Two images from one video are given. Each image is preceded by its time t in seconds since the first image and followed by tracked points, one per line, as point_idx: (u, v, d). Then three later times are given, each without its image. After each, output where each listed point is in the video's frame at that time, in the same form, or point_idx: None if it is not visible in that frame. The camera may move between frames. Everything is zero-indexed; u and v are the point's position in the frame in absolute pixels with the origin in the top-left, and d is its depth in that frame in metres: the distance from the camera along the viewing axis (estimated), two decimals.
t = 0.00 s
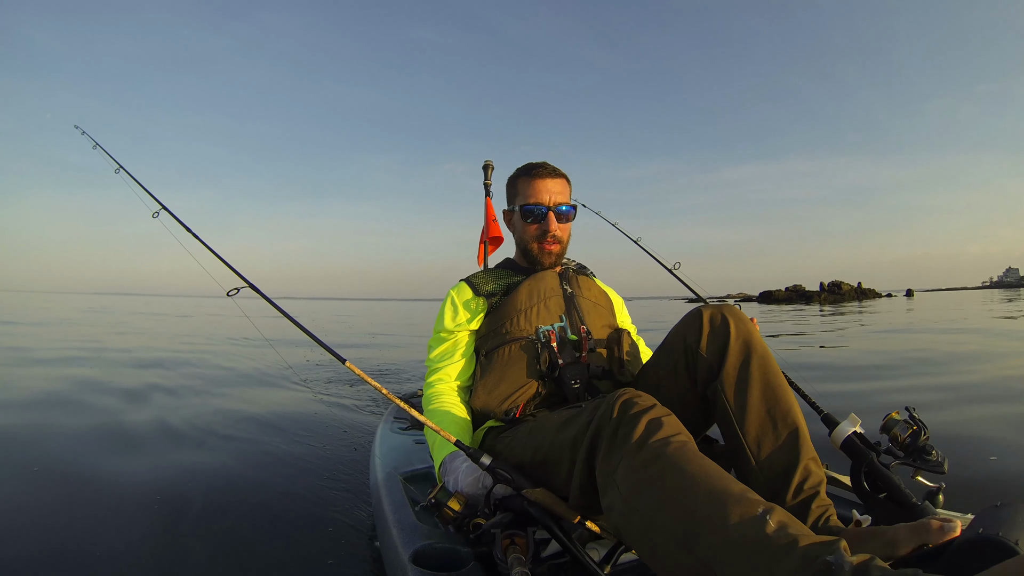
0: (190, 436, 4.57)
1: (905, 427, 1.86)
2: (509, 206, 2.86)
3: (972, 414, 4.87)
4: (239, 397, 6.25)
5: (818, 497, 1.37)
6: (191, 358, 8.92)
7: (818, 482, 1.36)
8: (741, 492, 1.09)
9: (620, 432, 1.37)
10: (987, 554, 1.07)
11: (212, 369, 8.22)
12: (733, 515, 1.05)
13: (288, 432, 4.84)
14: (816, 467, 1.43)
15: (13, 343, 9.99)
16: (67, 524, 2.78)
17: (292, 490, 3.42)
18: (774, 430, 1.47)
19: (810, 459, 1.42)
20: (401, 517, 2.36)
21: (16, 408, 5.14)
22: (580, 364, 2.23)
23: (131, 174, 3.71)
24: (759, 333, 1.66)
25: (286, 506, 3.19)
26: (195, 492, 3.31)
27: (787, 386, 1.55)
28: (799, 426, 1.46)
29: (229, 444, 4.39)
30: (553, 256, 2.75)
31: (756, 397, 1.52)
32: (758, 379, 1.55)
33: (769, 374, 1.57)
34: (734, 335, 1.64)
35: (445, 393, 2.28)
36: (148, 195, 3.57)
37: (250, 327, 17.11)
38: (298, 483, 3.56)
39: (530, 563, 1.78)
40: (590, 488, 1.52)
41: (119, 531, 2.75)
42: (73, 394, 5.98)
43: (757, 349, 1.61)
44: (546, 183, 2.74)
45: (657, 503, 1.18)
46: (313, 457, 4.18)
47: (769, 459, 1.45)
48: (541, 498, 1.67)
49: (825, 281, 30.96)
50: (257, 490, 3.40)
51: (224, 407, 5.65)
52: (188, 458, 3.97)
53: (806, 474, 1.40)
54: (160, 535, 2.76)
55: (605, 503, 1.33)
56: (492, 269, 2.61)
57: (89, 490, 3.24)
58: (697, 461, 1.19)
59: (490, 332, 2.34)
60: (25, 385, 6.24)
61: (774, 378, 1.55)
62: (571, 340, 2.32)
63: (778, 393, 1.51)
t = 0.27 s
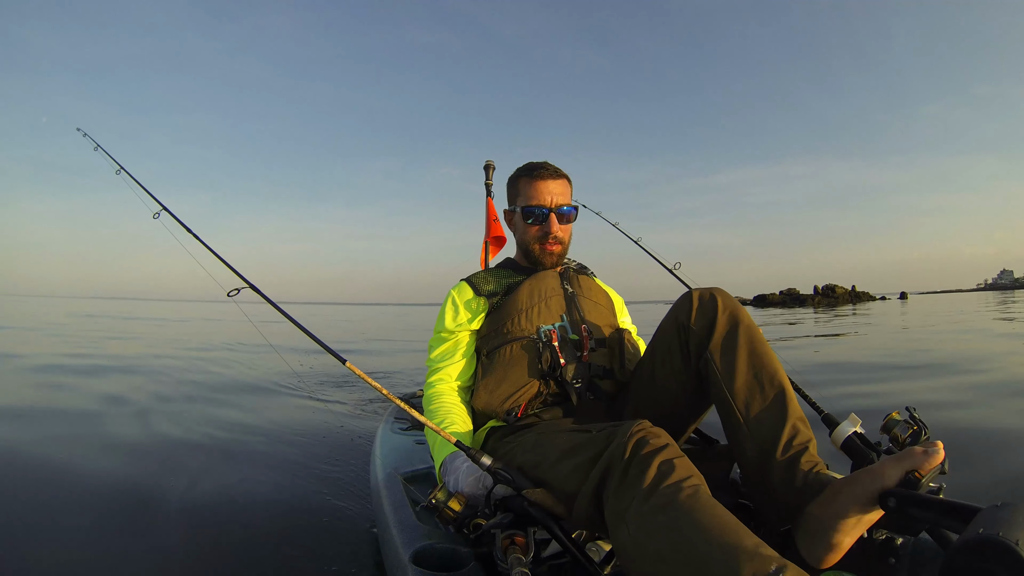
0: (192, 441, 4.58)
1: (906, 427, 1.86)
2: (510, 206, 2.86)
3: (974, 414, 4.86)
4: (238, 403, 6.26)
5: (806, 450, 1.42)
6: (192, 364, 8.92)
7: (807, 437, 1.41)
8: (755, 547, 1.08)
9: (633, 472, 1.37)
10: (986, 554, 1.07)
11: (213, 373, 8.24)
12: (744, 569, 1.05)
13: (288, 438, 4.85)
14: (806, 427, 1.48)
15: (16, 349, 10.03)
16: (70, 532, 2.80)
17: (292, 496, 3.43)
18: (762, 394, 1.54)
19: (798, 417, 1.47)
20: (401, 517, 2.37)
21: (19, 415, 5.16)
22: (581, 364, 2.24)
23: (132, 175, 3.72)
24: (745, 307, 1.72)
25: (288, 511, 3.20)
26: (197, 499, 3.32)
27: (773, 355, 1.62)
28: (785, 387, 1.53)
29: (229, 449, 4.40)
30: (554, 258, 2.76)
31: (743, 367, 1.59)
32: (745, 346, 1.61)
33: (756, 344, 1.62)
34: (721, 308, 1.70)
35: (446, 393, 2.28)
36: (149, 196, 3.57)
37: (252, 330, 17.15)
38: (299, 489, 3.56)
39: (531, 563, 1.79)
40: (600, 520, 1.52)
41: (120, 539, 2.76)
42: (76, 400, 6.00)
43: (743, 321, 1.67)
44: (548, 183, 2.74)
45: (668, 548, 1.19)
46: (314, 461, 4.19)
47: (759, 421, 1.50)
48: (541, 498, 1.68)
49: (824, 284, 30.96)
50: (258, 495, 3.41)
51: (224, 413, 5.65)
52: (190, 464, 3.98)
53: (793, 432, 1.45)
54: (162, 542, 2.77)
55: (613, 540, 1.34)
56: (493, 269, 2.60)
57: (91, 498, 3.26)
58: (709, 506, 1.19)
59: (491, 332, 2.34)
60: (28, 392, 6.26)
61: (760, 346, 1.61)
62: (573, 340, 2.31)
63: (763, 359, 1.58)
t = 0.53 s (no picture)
0: (192, 444, 4.59)
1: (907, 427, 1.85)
2: (512, 205, 2.86)
3: (975, 412, 4.86)
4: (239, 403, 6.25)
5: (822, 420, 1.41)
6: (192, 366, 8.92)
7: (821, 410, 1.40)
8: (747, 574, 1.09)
9: (635, 471, 1.38)
10: (986, 554, 1.07)
11: (214, 374, 8.26)
12: None
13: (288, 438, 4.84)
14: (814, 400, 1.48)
15: (17, 352, 10.06)
16: (70, 536, 2.80)
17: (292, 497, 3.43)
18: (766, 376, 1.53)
19: (807, 392, 1.47)
20: (401, 517, 2.36)
21: (20, 419, 5.18)
22: (580, 364, 2.26)
23: (132, 175, 3.74)
24: (737, 299, 1.72)
25: (288, 513, 3.20)
26: (198, 502, 3.33)
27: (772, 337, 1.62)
28: (790, 365, 1.52)
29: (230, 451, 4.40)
30: (556, 256, 2.76)
31: (745, 352, 1.59)
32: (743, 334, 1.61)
33: (754, 329, 1.62)
34: (714, 302, 1.71)
35: (445, 392, 2.28)
36: (149, 196, 3.59)
37: (253, 332, 17.19)
38: (298, 489, 3.56)
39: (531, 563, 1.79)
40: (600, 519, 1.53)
41: (121, 543, 2.77)
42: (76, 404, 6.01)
43: (738, 312, 1.67)
44: (550, 182, 2.74)
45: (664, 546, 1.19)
46: (314, 462, 4.20)
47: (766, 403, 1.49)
48: (542, 498, 1.67)
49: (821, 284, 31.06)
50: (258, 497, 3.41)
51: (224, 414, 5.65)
52: (191, 466, 3.99)
53: (806, 405, 1.44)
54: (162, 545, 2.77)
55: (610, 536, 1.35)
56: (493, 269, 2.61)
57: (91, 502, 3.26)
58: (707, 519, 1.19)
59: (490, 331, 2.34)
60: (29, 395, 6.28)
61: (758, 331, 1.61)
62: (572, 340, 2.31)
63: (762, 343, 1.58)
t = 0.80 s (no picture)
0: (192, 444, 4.59)
1: (906, 427, 1.86)
2: (512, 205, 2.85)
3: (975, 410, 4.86)
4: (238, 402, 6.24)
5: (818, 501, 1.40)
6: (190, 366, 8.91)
7: (818, 487, 1.38)
8: (731, 489, 1.09)
9: (613, 428, 1.38)
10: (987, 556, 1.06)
11: (213, 374, 8.25)
12: (721, 509, 1.06)
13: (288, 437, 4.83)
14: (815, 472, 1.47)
15: (17, 352, 10.06)
16: (70, 537, 2.80)
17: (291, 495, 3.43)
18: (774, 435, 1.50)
19: (810, 464, 1.45)
20: (401, 517, 2.36)
21: (20, 420, 5.17)
22: (581, 364, 2.21)
23: (128, 173, 3.72)
24: (759, 332, 1.66)
25: (288, 512, 3.20)
26: (198, 501, 3.33)
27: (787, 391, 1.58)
28: (800, 432, 1.49)
29: (229, 451, 4.40)
30: (558, 253, 2.76)
31: (757, 399, 1.54)
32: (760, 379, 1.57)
33: (769, 376, 1.58)
34: (737, 336, 1.64)
35: (446, 392, 2.28)
36: (145, 193, 3.57)
37: (252, 331, 17.18)
38: (297, 488, 3.56)
39: (531, 563, 1.78)
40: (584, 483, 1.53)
41: (121, 544, 2.77)
42: (76, 405, 6.01)
43: (759, 348, 1.61)
44: (550, 180, 2.74)
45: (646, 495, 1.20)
46: (314, 462, 4.20)
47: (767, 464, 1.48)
48: (542, 499, 1.67)
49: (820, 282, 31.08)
50: (258, 497, 3.41)
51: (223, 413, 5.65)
52: (191, 466, 3.99)
53: (805, 480, 1.43)
54: (163, 545, 2.78)
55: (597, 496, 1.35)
56: (494, 269, 2.61)
57: (91, 502, 3.26)
58: (686, 457, 1.20)
59: (491, 331, 2.34)
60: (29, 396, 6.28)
61: (775, 383, 1.57)
62: (573, 339, 2.31)
63: (778, 397, 1.54)
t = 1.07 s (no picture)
0: (192, 444, 4.58)
1: (906, 428, 1.86)
2: (513, 206, 2.85)
3: (974, 409, 4.87)
4: (238, 403, 6.24)
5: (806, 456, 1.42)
6: (191, 366, 8.91)
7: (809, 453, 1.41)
8: (750, 551, 1.09)
9: (628, 475, 1.37)
10: (986, 554, 1.07)
11: (213, 374, 8.24)
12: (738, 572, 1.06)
13: (289, 438, 4.84)
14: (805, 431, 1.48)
15: (16, 352, 10.04)
16: (72, 537, 2.79)
17: (292, 496, 3.43)
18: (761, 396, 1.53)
19: (797, 423, 1.47)
20: (401, 517, 2.37)
21: (19, 420, 5.16)
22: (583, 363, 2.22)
23: (127, 174, 3.71)
24: (744, 308, 1.70)
25: (289, 511, 3.20)
26: (199, 501, 3.32)
27: (773, 357, 1.61)
28: (785, 392, 1.51)
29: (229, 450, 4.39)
30: (558, 254, 2.76)
31: (741, 363, 1.58)
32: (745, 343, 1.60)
33: (755, 343, 1.61)
34: (721, 309, 1.69)
35: (446, 392, 2.28)
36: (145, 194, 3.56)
37: (252, 331, 17.17)
38: (298, 489, 3.56)
39: (531, 563, 1.79)
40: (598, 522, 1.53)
41: (122, 543, 2.76)
42: (76, 404, 6.00)
43: (743, 320, 1.65)
44: (551, 181, 2.74)
45: (665, 554, 1.19)
46: (314, 461, 4.20)
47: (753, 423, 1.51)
48: (541, 498, 1.70)
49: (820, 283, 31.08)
50: (259, 497, 3.41)
51: (223, 414, 5.64)
52: (191, 466, 3.98)
53: (793, 437, 1.45)
54: (164, 544, 2.77)
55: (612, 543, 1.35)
56: (496, 269, 2.61)
57: (91, 502, 3.25)
58: (709, 511, 1.19)
59: (493, 331, 2.34)
60: (28, 396, 6.26)
61: (760, 348, 1.59)
62: (575, 339, 2.31)
63: (764, 365, 1.57)
